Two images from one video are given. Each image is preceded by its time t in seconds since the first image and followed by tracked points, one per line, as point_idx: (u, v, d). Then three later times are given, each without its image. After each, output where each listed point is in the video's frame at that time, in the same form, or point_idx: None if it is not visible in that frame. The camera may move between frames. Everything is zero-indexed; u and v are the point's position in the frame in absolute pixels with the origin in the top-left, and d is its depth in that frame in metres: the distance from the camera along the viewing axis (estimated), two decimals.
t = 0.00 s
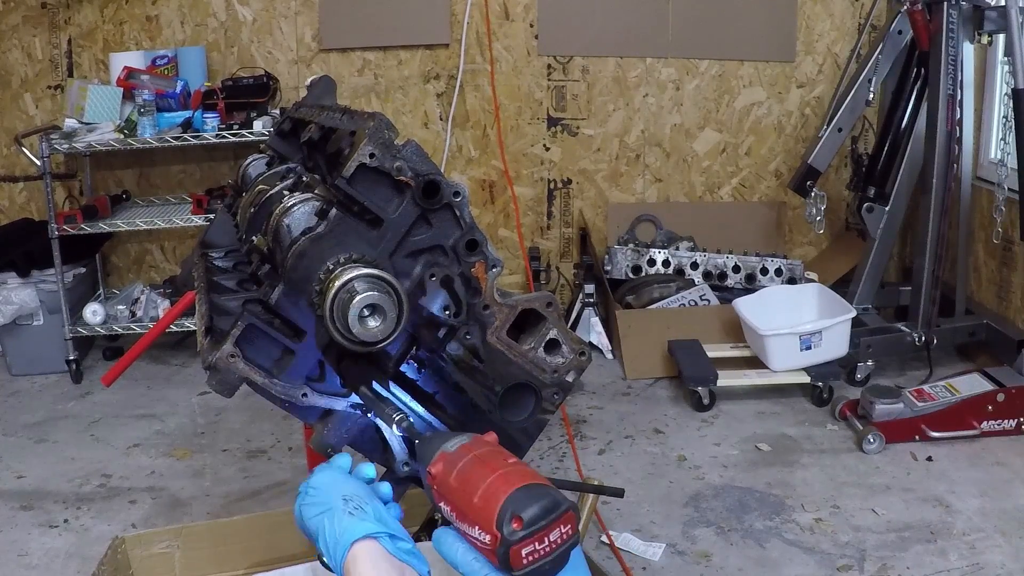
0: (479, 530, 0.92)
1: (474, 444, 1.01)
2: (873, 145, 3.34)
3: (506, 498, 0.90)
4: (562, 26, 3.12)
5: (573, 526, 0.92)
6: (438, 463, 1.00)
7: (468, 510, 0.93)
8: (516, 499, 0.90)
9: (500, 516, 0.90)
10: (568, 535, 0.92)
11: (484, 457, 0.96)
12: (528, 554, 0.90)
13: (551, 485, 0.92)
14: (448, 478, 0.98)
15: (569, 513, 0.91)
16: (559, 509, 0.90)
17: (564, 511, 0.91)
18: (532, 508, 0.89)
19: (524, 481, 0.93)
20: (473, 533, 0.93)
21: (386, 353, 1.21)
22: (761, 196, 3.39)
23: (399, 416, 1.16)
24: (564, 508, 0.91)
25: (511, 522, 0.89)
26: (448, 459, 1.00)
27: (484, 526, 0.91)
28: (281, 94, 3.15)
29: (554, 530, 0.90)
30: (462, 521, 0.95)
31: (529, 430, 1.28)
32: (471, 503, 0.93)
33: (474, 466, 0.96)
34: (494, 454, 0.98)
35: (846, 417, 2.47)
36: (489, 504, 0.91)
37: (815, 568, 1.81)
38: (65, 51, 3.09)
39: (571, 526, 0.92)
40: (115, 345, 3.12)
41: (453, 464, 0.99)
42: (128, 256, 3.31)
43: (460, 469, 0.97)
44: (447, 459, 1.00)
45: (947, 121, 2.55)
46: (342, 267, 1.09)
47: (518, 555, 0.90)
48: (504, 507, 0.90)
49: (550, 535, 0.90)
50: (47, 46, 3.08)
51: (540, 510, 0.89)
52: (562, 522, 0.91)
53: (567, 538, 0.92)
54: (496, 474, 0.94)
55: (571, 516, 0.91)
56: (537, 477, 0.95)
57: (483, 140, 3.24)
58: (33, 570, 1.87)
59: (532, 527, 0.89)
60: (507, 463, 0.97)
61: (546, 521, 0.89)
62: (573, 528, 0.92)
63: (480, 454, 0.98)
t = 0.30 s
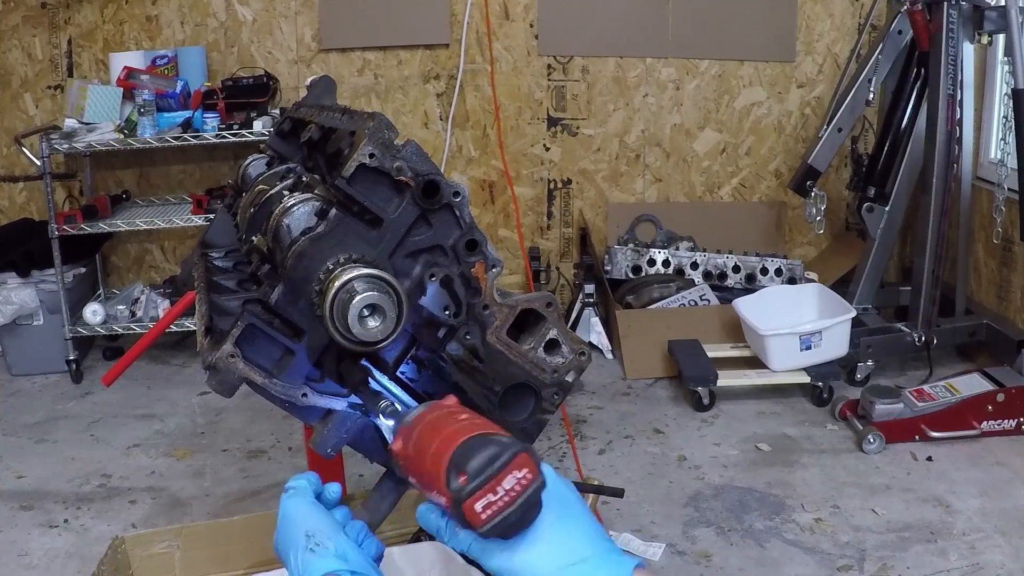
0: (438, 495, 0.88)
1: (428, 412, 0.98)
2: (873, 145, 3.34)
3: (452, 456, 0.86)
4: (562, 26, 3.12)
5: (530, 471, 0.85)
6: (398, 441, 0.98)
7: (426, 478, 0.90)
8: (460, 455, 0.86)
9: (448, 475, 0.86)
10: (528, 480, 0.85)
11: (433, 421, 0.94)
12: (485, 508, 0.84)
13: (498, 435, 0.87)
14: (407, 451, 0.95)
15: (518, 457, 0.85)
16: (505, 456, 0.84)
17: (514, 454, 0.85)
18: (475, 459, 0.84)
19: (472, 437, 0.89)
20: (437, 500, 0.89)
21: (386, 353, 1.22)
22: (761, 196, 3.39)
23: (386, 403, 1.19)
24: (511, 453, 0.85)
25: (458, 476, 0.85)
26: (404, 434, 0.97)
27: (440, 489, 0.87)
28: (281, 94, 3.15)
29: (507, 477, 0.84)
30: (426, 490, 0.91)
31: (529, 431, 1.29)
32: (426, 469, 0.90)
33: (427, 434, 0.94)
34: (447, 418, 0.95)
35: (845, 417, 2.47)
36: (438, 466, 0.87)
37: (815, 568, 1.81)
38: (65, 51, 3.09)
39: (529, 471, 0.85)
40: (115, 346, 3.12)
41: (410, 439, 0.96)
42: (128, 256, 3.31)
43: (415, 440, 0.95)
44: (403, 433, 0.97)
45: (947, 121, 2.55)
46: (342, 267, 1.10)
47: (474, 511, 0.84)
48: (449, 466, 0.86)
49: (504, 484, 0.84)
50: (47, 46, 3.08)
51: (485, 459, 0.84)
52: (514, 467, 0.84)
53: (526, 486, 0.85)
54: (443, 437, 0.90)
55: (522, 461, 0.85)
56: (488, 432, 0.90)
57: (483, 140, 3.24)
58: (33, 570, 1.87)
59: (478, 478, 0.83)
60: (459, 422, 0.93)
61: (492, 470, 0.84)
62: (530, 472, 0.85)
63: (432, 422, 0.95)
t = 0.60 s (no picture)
0: (456, 498, 0.90)
1: (458, 420, 1.01)
2: (873, 145, 3.34)
3: (483, 462, 0.89)
4: (563, 26, 3.12)
5: (555, 498, 0.88)
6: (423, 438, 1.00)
7: (448, 478, 0.92)
8: (493, 463, 0.88)
9: (477, 479, 0.88)
10: (549, 506, 0.88)
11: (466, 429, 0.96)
12: (504, 521, 0.86)
13: (531, 453, 0.90)
14: (432, 451, 0.97)
15: (547, 479, 0.87)
16: (536, 474, 0.87)
17: (544, 476, 0.88)
18: (508, 470, 0.87)
19: (505, 449, 0.91)
20: (452, 503, 0.91)
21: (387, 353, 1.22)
22: (761, 196, 3.39)
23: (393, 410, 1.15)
24: (542, 474, 0.87)
25: (486, 483, 0.87)
26: (432, 434, 0.99)
27: (462, 491, 0.89)
28: (281, 94, 3.15)
29: (532, 497, 0.87)
30: (442, 493, 0.93)
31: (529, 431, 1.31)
32: (450, 470, 0.92)
33: (455, 438, 0.96)
34: (476, 429, 0.98)
35: (846, 417, 2.47)
36: (467, 469, 0.89)
37: (815, 568, 1.81)
38: (65, 50, 3.09)
39: (553, 497, 0.88)
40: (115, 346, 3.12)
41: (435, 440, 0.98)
42: (128, 256, 3.31)
43: (441, 442, 0.97)
44: (431, 433, 0.99)
45: (947, 121, 2.55)
46: (342, 267, 1.10)
47: (493, 519, 0.86)
48: (480, 470, 0.88)
49: (528, 503, 0.87)
50: (47, 46, 3.08)
51: (517, 473, 0.87)
52: (541, 489, 0.87)
53: (544, 513, 0.88)
54: (476, 443, 0.93)
55: (551, 484, 0.87)
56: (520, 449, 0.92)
57: (483, 140, 3.24)
58: (33, 570, 1.87)
59: (508, 489, 0.86)
60: (491, 435, 0.95)
61: (522, 486, 0.86)
62: (553, 499, 0.88)
63: (462, 430, 0.97)
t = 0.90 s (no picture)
0: (386, 494, 0.90)
1: (420, 426, 1.00)
2: (873, 146, 3.34)
3: (421, 466, 0.89)
4: (563, 26, 3.12)
5: (483, 519, 0.89)
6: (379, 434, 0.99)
7: (385, 473, 0.92)
8: (429, 468, 0.88)
9: (408, 481, 0.88)
10: (474, 526, 0.88)
11: (419, 432, 0.96)
12: (425, 529, 0.87)
13: (472, 469, 0.90)
14: (382, 446, 0.97)
15: (479, 499, 0.88)
16: (469, 491, 0.88)
17: (476, 496, 0.88)
18: (441, 480, 0.87)
19: (449, 459, 0.91)
20: (381, 499, 0.91)
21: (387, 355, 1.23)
22: (761, 196, 3.39)
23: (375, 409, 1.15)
24: (474, 492, 0.88)
25: (417, 488, 0.87)
26: (390, 431, 0.99)
27: (392, 489, 0.89)
28: (281, 94, 3.15)
29: (459, 513, 0.87)
30: (377, 488, 0.93)
31: (529, 431, 1.32)
32: (389, 467, 0.92)
33: (406, 438, 0.96)
34: (431, 434, 0.97)
35: (845, 417, 2.47)
36: (404, 470, 0.89)
37: (815, 568, 1.81)
38: (65, 51, 3.09)
39: (481, 518, 0.89)
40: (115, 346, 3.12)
41: (390, 436, 0.98)
42: (128, 256, 3.31)
43: (392, 440, 0.97)
44: (390, 430, 0.99)
45: (947, 121, 2.55)
46: (342, 267, 1.10)
47: (414, 524, 0.86)
48: (415, 473, 0.88)
49: (454, 518, 0.87)
50: (47, 46, 3.08)
51: (449, 485, 0.87)
52: (470, 509, 0.88)
53: (468, 531, 0.88)
54: (425, 446, 0.93)
55: (480, 505, 0.88)
56: (463, 462, 0.93)
57: (483, 140, 3.24)
58: (33, 570, 1.87)
59: (436, 499, 0.86)
60: (443, 444, 0.95)
61: (450, 498, 0.87)
62: (481, 520, 0.88)
63: (418, 431, 0.97)
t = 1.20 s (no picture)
0: (409, 483, 0.89)
1: (439, 421, 0.99)
2: (873, 146, 3.34)
3: (446, 455, 0.88)
4: (563, 26, 3.12)
5: (506, 508, 0.87)
6: (398, 428, 0.98)
7: (408, 463, 0.90)
8: (453, 456, 0.87)
9: (434, 467, 0.87)
10: (496, 517, 0.86)
11: (441, 427, 0.95)
12: (448, 515, 0.85)
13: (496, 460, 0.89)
14: (402, 438, 0.96)
15: (503, 488, 0.87)
16: (494, 479, 0.86)
17: (500, 485, 0.86)
18: (467, 467, 0.86)
19: (471, 450, 0.90)
20: (403, 490, 0.89)
21: (387, 355, 1.23)
22: (761, 196, 3.39)
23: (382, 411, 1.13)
24: (498, 481, 0.86)
25: (442, 475, 0.86)
26: (408, 425, 0.98)
27: (416, 477, 0.88)
28: (281, 94, 3.15)
29: (482, 501, 0.85)
30: (397, 480, 0.91)
31: (530, 432, 1.31)
32: (412, 457, 0.90)
33: (428, 431, 0.95)
34: (452, 430, 0.97)
35: (846, 417, 2.47)
36: (429, 458, 0.88)
37: (815, 568, 1.81)
38: (64, 50, 3.09)
39: (504, 508, 0.87)
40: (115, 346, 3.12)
41: (410, 431, 0.97)
42: (128, 256, 3.31)
43: (413, 433, 0.96)
44: (407, 424, 0.98)
45: (947, 121, 2.55)
46: (342, 267, 1.10)
47: (438, 511, 0.84)
48: (441, 459, 0.87)
49: (477, 506, 0.85)
50: (47, 46, 3.08)
51: (475, 471, 0.86)
52: (494, 497, 0.86)
53: (491, 522, 0.86)
54: (446, 438, 0.92)
55: (503, 494, 0.86)
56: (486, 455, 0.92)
57: (483, 140, 3.24)
58: (33, 570, 1.87)
59: (461, 485, 0.85)
60: (462, 438, 0.94)
61: (475, 485, 0.85)
62: (504, 509, 0.86)
63: (440, 426, 0.96)
